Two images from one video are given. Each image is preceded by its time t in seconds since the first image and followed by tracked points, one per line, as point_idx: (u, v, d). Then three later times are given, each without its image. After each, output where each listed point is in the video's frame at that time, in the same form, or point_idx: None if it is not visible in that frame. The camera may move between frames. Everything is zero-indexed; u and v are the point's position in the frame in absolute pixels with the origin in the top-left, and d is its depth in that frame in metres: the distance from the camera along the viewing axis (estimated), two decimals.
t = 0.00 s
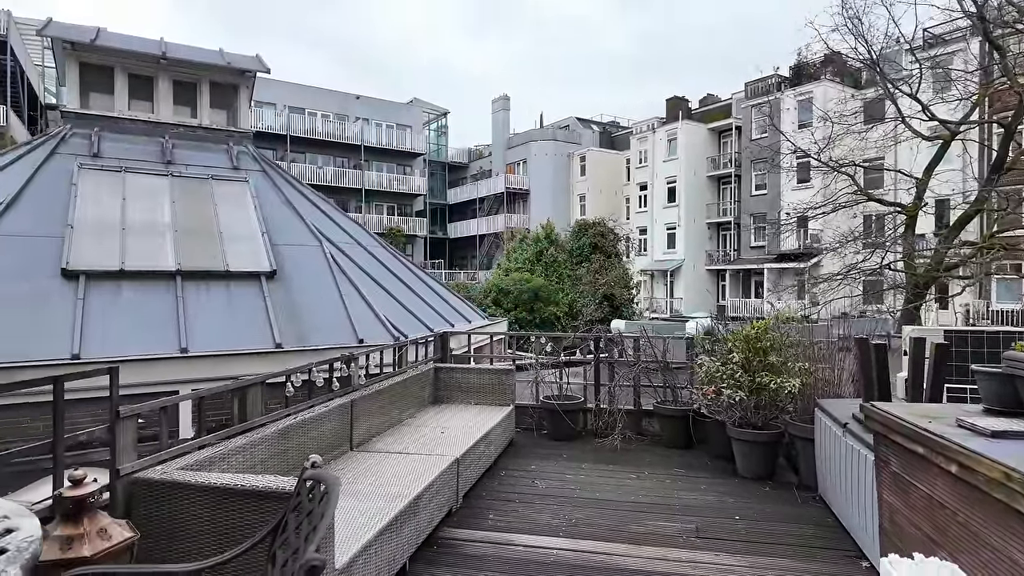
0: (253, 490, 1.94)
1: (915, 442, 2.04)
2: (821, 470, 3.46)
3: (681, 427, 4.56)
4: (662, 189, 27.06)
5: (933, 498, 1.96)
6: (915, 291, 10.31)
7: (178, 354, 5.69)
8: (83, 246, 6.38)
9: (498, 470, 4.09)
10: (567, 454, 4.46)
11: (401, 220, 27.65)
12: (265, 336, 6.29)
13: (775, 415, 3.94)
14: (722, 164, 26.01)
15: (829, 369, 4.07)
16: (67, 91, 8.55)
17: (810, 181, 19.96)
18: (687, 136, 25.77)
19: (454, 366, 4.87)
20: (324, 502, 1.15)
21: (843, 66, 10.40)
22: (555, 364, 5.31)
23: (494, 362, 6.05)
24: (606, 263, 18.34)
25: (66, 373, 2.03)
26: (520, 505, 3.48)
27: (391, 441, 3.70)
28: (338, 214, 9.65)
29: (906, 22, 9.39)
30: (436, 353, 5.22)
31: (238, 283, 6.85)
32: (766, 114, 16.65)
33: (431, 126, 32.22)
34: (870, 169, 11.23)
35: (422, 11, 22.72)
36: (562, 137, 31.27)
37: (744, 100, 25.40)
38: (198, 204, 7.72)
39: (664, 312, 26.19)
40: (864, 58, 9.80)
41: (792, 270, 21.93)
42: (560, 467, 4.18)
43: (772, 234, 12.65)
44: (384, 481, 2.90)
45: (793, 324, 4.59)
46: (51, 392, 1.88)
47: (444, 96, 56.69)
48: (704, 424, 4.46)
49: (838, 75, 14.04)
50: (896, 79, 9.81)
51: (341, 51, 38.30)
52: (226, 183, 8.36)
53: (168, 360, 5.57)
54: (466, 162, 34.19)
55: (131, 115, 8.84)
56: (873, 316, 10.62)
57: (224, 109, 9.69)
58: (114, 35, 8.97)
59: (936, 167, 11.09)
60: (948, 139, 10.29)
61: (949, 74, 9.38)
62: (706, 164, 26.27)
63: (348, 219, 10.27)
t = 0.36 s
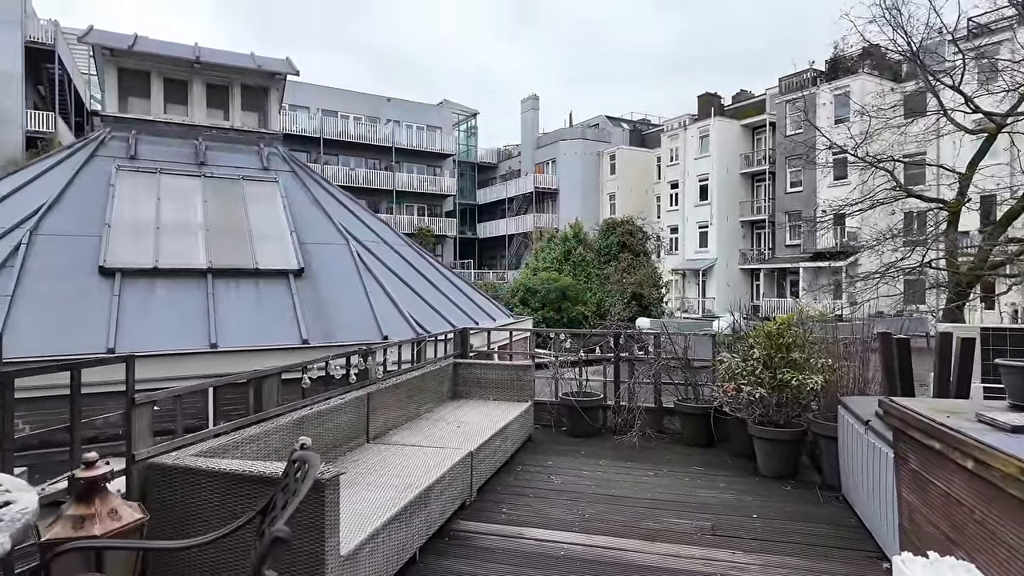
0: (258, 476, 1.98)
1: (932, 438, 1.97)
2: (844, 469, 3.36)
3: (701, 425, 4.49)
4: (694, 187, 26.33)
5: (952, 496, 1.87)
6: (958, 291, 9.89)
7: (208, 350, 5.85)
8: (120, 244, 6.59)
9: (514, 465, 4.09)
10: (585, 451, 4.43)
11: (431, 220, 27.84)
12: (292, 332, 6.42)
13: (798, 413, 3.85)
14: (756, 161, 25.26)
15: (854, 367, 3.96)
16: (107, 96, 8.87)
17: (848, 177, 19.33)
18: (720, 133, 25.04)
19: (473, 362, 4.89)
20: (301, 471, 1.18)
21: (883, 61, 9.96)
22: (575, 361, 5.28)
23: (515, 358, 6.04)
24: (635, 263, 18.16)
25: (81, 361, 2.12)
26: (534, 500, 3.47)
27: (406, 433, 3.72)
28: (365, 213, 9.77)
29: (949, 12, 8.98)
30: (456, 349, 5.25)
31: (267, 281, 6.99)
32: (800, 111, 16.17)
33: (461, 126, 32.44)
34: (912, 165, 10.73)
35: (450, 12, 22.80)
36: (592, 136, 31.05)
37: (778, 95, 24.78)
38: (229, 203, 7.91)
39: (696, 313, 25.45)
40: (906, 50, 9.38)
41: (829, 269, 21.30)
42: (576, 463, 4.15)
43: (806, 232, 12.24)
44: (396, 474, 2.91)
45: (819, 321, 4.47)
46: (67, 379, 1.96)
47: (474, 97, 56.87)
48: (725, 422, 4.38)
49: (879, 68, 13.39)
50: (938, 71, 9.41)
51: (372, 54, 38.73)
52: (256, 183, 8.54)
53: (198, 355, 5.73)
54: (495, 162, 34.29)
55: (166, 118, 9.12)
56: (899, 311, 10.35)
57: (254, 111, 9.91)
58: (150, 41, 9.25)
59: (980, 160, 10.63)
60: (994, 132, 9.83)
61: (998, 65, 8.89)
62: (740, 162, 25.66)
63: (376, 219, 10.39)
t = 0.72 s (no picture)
0: (284, 457, 2.05)
1: (963, 430, 1.91)
2: (880, 466, 3.27)
3: (733, 422, 4.41)
4: (735, 184, 25.59)
5: (983, 488, 1.82)
6: (1016, 289, 9.40)
7: (250, 344, 6.07)
8: (168, 243, 6.88)
9: (541, 458, 4.11)
10: (614, 447, 4.41)
11: (467, 220, 28.02)
12: (329, 327, 6.60)
13: (832, 410, 3.75)
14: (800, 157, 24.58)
15: (892, 363, 3.84)
16: (157, 102, 9.26)
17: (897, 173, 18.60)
18: (762, 128, 24.37)
19: (502, 357, 4.92)
20: (313, 443, 1.24)
21: (935, 50, 9.50)
22: (604, 358, 5.26)
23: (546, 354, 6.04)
24: (672, 261, 17.90)
25: (124, 347, 2.26)
26: (559, 492, 3.48)
27: (434, 425, 3.78)
28: (401, 212, 9.92)
29: None
30: (486, 345, 5.29)
31: (306, 278, 7.19)
32: (846, 104, 15.61)
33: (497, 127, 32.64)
34: (967, 158, 10.21)
35: (486, 13, 22.88)
36: (630, 134, 30.64)
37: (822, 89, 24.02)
38: (270, 203, 8.16)
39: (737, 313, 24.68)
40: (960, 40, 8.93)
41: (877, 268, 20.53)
42: (604, 459, 4.13)
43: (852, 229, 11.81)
44: (421, 462, 2.97)
45: (858, 317, 4.35)
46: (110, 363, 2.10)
47: (512, 97, 56.90)
48: (758, 419, 4.30)
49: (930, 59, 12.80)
50: (994, 60, 8.96)
51: (411, 57, 39.23)
52: (296, 184, 8.78)
53: (240, 349, 5.96)
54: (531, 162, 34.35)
55: (211, 122, 9.47)
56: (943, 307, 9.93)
57: (295, 114, 10.18)
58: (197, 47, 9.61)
59: None
60: None
61: None
62: (783, 158, 24.91)
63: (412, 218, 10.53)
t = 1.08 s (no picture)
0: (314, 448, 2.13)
1: (992, 429, 1.89)
2: (911, 468, 3.21)
3: (760, 422, 4.37)
4: (768, 183, 25.10)
5: (1011, 489, 1.79)
6: None
7: (283, 341, 6.23)
8: (205, 243, 7.10)
9: (566, 455, 4.13)
10: (638, 446, 4.41)
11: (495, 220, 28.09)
12: (359, 325, 6.74)
13: (861, 411, 3.69)
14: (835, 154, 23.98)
15: (927, 363, 3.74)
16: (195, 106, 9.55)
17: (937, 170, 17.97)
18: (796, 125, 23.84)
19: (527, 355, 4.96)
20: (338, 432, 1.30)
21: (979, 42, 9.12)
22: (630, 357, 5.25)
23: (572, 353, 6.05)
24: (702, 261, 17.64)
25: (163, 342, 2.36)
26: (583, 489, 3.50)
27: (460, 421, 3.83)
28: (430, 213, 10.02)
29: None
30: (512, 343, 5.33)
31: (337, 277, 7.34)
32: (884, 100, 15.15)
33: (526, 127, 32.69)
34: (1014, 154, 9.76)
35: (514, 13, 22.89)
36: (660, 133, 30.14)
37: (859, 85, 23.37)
38: (302, 204, 8.35)
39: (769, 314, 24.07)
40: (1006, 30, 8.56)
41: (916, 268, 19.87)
42: (629, 457, 4.12)
43: (890, 228, 11.43)
44: (446, 456, 3.02)
45: (891, 317, 4.26)
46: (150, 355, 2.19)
47: (541, 97, 56.78)
48: (786, 420, 4.25)
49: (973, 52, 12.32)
50: None
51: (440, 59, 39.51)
52: (328, 185, 8.96)
53: (273, 345, 6.13)
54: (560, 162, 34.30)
55: (246, 125, 9.71)
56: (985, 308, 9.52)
57: (326, 117, 10.37)
58: (234, 53, 9.89)
59: None
60: None
61: None
62: (817, 155, 24.32)
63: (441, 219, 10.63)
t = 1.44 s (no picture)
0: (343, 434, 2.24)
1: (1004, 424, 1.91)
2: (932, 465, 3.20)
3: (782, 420, 4.37)
4: (797, 181, 24.64)
5: None
6: None
7: (311, 338, 6.42)
8: (238, 244, 7.33)
9: (586, 451, 4.20)
10: (658, 443, 4.44)
11: (520, 221, 28.13)
12: (386, 323, 6.89)
13: (883, 408, 3.69)
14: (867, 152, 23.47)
15: (951, 362, 3.71)
16: (227, 111, 9.84)
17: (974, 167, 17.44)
18: (826, 123, 23.38)
19: (548, 352, 5.03)
20: (363, 414, 1.41)
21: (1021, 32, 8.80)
22: (651, 355, 5.28)
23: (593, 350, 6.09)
24: (728, 261, 17.46)
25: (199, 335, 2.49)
26: (601, 482, 3.56)
27: (482, 415, 3.92)
28: (454, 213, 10.14)
29: None
30: (533, 341, 5.41)
31: (364, 277, 7.51)
32: (918, 96, 14.77)
33: (551, 127, 32.72)
34: None
35: (538, 14, 22.89)
36: (686, 131, 29.79)
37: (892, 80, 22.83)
38: (330, 206, 8.55)
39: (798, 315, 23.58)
40: None
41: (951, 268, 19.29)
42: (648, 454, 4.17)
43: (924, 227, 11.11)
44: (468, 448, 3.12)
45: (916, 315, 4.23)
46: (189, 348, 2.31)
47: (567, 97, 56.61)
48: (808, 418, 4.25)
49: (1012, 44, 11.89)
50: None
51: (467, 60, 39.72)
52: (355, 187, 9.14)
53: (302, 342, 6.32)
54: (585, 162, 34.28)
55: (276, 128, 9.97)
56: None
57: (354, 120, 10.59)
58: (265, 59, 10.18)
59: None
60: None
61: None
62: (848, 153, 23.82)
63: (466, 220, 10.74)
